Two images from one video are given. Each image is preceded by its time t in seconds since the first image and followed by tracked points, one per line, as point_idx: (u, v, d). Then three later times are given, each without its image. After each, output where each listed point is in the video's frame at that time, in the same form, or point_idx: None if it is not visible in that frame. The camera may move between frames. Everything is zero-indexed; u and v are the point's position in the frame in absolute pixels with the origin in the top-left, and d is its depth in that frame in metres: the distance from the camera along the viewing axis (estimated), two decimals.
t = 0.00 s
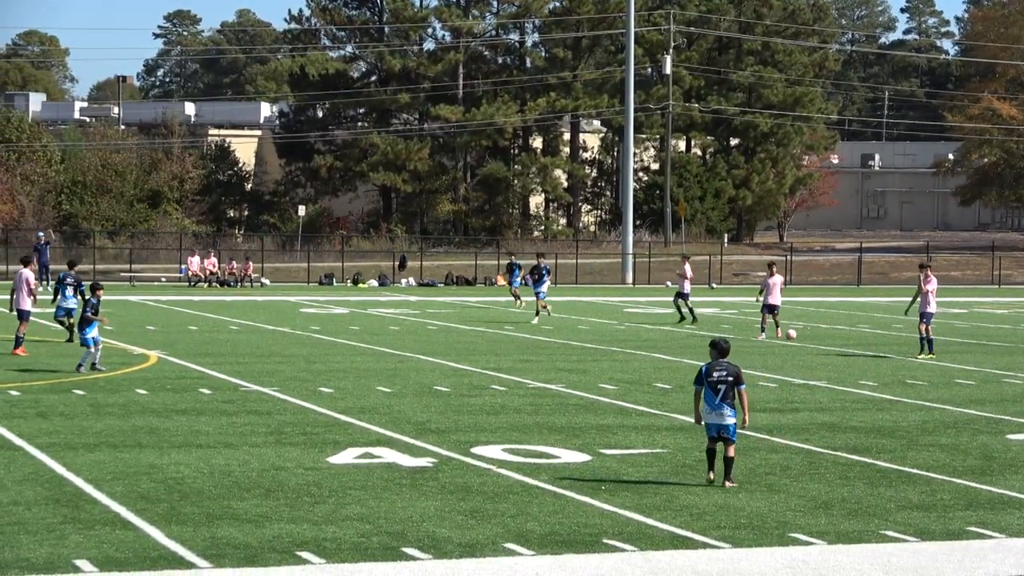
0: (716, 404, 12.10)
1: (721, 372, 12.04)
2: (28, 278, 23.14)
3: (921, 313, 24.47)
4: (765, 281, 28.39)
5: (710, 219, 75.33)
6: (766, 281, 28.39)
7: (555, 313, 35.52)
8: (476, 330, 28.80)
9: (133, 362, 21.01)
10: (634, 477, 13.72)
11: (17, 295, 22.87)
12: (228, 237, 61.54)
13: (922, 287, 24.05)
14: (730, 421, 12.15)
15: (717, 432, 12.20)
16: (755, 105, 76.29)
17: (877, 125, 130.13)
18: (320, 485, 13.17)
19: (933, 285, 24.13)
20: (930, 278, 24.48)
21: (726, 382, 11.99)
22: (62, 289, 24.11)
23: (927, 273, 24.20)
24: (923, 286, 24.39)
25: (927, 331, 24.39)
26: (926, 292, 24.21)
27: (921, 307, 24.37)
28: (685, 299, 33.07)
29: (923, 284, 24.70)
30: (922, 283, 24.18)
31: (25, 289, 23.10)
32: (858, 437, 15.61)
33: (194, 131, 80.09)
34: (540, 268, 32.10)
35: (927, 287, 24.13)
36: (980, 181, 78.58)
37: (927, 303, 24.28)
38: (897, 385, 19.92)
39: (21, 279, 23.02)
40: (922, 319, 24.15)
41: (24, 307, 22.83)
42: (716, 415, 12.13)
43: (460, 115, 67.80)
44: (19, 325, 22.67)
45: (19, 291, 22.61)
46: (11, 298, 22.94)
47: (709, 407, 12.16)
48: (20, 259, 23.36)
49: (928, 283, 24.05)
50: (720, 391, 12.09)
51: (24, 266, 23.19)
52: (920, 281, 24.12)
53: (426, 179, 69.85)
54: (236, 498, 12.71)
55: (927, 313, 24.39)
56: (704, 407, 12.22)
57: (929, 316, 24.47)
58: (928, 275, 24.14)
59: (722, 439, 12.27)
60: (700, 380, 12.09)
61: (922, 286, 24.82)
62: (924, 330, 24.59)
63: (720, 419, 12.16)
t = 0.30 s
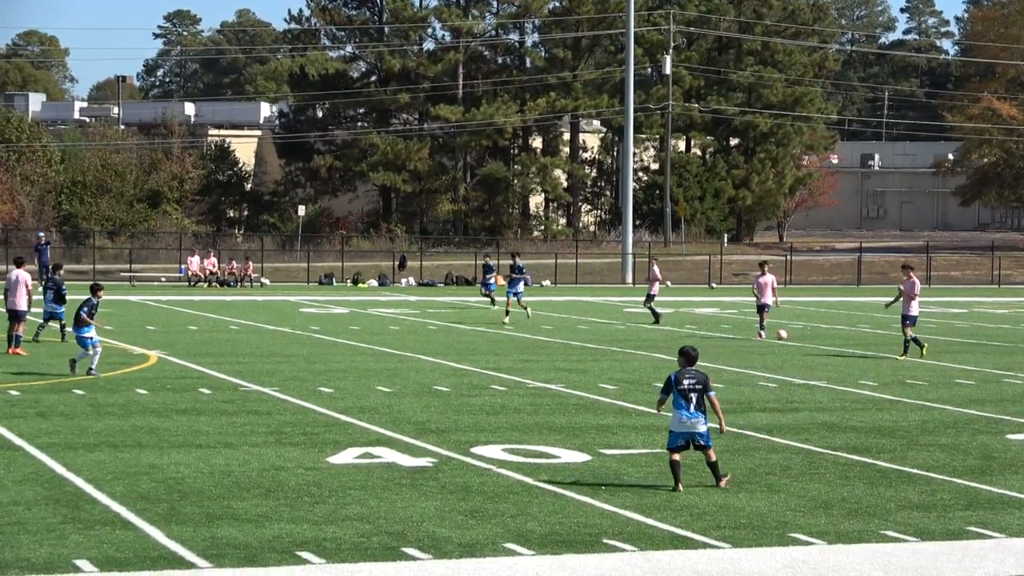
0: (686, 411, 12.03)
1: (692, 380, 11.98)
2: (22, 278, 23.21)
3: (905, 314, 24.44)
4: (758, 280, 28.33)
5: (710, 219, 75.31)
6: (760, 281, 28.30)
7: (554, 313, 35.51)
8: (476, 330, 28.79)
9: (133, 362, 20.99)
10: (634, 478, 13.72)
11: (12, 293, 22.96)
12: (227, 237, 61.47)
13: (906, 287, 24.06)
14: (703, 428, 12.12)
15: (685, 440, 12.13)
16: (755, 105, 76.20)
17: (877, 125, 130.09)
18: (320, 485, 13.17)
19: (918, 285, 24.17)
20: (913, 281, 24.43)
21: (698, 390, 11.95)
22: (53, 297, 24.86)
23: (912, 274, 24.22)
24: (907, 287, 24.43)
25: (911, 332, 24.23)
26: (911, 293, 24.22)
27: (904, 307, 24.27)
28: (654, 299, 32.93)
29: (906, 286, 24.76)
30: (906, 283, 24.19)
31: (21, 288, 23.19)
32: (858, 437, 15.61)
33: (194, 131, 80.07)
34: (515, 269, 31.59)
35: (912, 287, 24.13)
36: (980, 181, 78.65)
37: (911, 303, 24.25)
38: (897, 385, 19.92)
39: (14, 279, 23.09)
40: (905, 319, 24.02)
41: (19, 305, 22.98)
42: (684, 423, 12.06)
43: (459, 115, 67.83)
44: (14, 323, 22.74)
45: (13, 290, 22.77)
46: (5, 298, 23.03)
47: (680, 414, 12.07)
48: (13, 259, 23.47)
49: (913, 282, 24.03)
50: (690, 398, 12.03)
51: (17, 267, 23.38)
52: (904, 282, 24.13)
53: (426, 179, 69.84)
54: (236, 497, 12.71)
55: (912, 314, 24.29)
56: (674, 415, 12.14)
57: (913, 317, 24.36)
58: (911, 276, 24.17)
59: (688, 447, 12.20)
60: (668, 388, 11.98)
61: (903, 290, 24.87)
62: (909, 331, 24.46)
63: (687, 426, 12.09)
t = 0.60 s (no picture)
0: (662, 399, 11.87)
1: (670, 369, 11.84)
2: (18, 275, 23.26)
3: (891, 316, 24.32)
4: (751, 282, 28.26)
5: (710, 218, 75.19)
6: (753, 282, 28.24)
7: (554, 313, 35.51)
8: (475, 329, 28.79)
9: (133, 362, 20.97)
10: (636, 478, 13.71)
11: (8, 292, 23.09)
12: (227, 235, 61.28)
13: (889, 288, 24.00)
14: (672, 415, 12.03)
15: (658, 430, 11.97)
16: (756, 104, 76.13)
17: (878, 125, 129.97)
18: (321, 485, 13.15)
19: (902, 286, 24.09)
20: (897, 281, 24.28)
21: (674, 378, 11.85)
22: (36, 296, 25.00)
23: (893, 274, 24.18)
24: (889, 288, 24.37)
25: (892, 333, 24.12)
26: (895, 294, 24.14)
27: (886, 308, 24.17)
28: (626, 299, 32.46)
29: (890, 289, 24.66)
30: (888, 284, 24.12)
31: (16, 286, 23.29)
32: (859, 437, 15.61)
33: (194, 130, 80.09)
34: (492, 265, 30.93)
35: (895, 288, 24.04)
36: (981, 180, 78.62)
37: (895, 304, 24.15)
38: (897, 384, 19.93)
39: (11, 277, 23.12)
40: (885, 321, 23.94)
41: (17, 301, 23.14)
42: (658, 413, 11.89)
43: (460, 114, 67.84)
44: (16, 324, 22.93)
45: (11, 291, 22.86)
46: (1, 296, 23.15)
47: (656, 404, 11.89)
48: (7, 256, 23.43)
49: (896, 283, 23.97)
50: (664, 386, 11.89)
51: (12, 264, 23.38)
52: (886, 283, 24.06)
53: (426, 178, 69.82)
54: (236, 497, 12.71)
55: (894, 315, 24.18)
56: (647, 405, 11.92)
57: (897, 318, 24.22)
58: (894, 277, 24.10)
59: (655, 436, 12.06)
60: (647, 380, 11.73)
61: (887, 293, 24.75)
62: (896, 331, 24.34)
63: (660, 415, 11.92)
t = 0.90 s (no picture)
0: (624, 412, 11.52)
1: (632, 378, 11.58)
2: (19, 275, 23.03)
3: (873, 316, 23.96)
4: (750, 281, 28.03)
5: (715, 217, 74.92)
6: (753, 281, 28.02)
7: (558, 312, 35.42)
8: (477, 329, 28.64)
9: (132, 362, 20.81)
10: (640, 479, 13.54)
11: (7, 292, 22.87)
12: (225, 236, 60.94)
13: (873, 286, 23.67)
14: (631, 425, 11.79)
15: (619, 443, 11.62)
16: (760, 102, 76.35)
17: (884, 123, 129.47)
18: (320, 487, 12.99)
19: (887, 287, 23.71)
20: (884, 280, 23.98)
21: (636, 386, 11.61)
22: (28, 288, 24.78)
23: (879, 273, 23.85)
24: (875, 286, 24.05)
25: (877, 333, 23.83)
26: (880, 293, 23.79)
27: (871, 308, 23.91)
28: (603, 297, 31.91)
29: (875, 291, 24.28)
30: (873, 283, 23.77)
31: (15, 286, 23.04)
32: (866, 438, 15.44)
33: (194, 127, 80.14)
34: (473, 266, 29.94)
35: (880, 288, 23.67)
36: (990, 179, 78.53)
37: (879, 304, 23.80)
38: (904, 385, 19.78)
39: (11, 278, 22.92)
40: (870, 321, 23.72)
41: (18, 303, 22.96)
42: (620, 426, 11.54)
43: (462, 112, 67.48)
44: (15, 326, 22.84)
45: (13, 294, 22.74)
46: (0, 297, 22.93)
47: (619, 415, 11.54)
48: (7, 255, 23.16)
49: (880, 282, 23.63)
50: (627, 396, 11.56)
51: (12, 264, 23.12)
52: (870, 281, 23.74)
53: (428, 176, 69.73)
54: (235, 500, 12.55)
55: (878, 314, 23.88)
56: (608, 417, 11.56)
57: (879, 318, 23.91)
58: (880, 277, 23.75)
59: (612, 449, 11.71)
60: (613, 391, 11.35)
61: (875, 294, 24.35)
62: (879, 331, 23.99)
63: (622, 428, 11.59)
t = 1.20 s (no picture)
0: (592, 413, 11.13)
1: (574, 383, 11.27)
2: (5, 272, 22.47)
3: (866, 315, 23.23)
4: (753, 281, 27.47)
5: (722, 213, 74.23)
6: (754, 281, 27.47)
7: (560, 312, 34.92)
8: (478, 330, 28.15)
9: (118, 365, 20.32)
10: (645, 486, 13.04)
11: None
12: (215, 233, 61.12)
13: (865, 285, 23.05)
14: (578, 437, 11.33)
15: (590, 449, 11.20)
16: (770, 95, 75.02)
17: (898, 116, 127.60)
18: (313, 494, 12.50)
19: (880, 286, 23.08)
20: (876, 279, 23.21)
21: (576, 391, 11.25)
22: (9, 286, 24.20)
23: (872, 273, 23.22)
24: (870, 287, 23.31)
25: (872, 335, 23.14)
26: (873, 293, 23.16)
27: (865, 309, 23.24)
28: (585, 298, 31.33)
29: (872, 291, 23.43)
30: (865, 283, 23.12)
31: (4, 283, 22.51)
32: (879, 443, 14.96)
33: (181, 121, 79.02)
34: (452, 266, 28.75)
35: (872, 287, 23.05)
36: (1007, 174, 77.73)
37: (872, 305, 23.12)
38: (919, 388, 19.28)
39: None
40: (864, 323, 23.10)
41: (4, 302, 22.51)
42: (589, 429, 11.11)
43: (460, 104, 67.29)
44: None
45: None
46: None
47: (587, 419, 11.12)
48: None
49: (872, 281, 22.98)
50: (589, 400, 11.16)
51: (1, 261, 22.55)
52: (862, 280, 23.12)
53: (424, 172, 69.16)
54: (224, 507, 12.06)
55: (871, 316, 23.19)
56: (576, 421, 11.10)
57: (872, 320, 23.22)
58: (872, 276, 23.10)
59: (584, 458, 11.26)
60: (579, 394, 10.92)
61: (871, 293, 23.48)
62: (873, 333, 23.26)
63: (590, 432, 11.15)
